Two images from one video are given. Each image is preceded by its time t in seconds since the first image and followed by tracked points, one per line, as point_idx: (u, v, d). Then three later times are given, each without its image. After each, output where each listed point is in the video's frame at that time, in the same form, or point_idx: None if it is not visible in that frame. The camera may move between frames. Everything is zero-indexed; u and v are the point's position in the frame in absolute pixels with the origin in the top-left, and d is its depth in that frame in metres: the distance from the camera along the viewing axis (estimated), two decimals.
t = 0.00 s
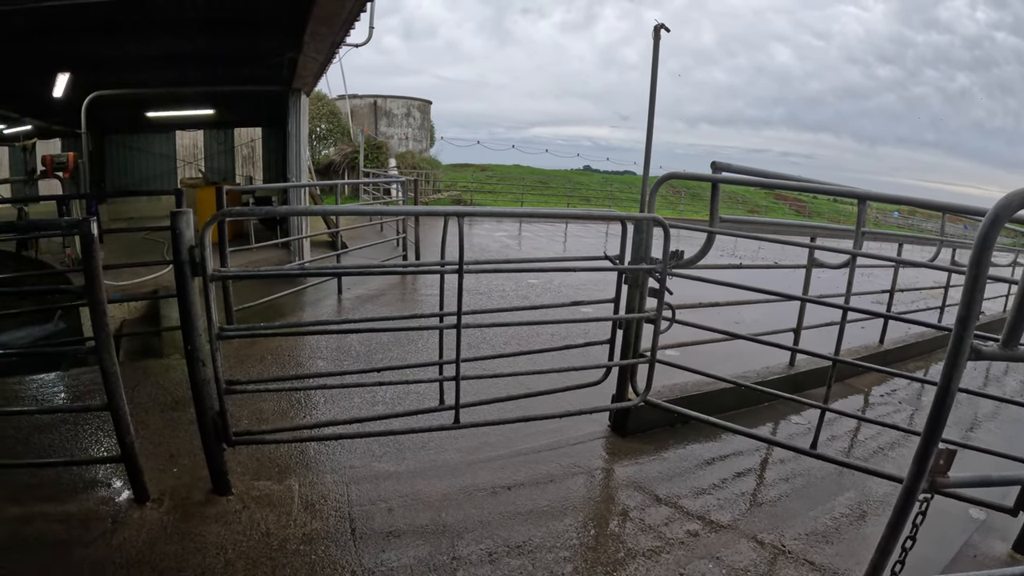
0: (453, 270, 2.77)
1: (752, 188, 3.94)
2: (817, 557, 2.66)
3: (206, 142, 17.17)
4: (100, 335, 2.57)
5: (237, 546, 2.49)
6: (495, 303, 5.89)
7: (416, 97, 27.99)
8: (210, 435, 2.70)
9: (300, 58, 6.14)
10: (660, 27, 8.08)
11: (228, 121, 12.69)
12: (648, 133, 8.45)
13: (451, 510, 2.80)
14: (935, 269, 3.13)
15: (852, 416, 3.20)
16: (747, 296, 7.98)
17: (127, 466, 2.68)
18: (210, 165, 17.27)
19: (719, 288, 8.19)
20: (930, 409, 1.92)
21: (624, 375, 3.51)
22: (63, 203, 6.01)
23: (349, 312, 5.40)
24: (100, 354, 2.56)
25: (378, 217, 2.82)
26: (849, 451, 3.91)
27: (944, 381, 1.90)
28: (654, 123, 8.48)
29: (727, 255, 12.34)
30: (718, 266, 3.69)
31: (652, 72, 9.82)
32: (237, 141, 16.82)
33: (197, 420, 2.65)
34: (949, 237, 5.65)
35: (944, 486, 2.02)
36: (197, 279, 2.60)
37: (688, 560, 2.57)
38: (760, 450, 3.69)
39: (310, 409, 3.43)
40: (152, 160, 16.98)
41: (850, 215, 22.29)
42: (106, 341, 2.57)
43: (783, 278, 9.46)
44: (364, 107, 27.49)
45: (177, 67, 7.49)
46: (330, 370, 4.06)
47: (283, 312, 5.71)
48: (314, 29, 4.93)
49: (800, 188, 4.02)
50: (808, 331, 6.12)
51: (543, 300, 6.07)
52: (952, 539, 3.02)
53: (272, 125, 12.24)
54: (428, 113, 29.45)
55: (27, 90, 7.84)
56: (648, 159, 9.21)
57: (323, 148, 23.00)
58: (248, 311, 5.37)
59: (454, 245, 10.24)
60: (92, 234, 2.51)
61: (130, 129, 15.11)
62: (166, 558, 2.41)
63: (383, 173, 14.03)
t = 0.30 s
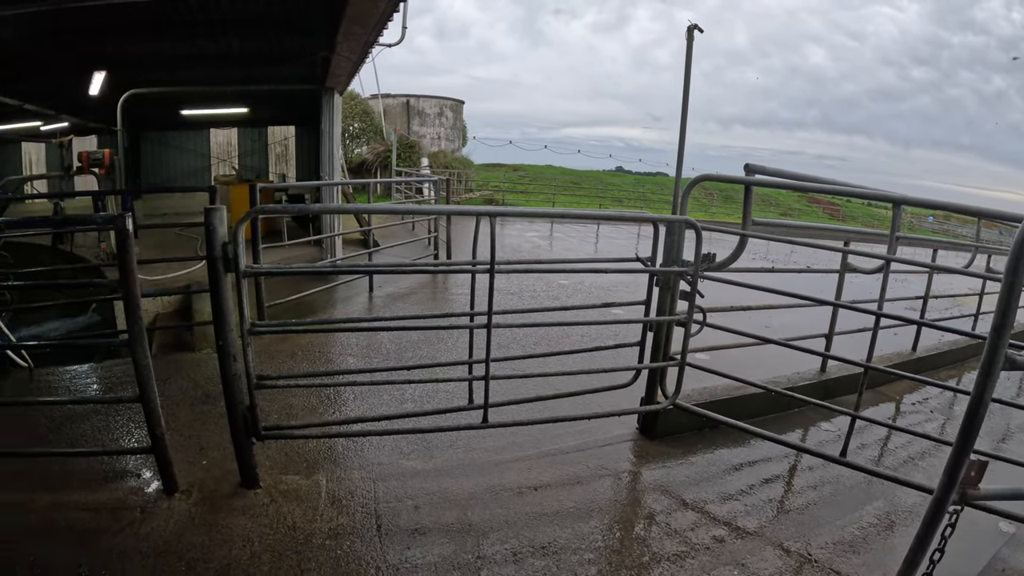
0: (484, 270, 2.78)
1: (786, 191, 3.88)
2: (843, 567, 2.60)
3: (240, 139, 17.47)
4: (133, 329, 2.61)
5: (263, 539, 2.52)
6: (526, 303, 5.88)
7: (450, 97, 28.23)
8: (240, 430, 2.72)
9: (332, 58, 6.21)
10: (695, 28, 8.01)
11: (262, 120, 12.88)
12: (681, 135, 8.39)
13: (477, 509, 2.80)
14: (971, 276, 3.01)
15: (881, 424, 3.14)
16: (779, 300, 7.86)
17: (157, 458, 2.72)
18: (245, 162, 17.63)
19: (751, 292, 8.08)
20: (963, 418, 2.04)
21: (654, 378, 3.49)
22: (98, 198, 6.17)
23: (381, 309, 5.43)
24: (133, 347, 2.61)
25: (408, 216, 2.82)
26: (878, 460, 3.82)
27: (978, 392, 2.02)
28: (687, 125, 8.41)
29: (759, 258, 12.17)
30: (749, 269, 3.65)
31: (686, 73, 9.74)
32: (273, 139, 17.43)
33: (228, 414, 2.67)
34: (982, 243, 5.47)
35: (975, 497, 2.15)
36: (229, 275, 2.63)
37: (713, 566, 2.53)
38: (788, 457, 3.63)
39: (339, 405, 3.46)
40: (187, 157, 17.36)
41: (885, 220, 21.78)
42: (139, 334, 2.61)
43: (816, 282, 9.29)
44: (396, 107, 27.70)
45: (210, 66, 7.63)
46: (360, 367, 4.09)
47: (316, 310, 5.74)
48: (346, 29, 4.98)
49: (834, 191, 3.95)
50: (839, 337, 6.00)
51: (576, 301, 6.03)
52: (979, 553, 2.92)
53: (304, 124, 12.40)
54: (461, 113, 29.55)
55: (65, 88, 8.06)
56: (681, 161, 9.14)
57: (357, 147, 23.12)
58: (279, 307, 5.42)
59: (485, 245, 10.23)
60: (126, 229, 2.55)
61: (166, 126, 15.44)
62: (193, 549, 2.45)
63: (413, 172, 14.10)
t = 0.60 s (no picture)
0: (516, 269, 2.78)
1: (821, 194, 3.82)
2: None
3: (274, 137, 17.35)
4: (167, 323, 2.65)
5: (290, 532, 2.55)
6: (557, 304, 5.86)
7: (484, 97, 28.24)
8: (270, 423, 2.73)
9: (365, 58, 6.27)
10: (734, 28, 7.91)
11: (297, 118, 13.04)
12: (717, 136, 8.29)
13: (504, 509, 2.80)
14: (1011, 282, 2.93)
15: (913, 432, 3.05)
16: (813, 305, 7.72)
17: (187, 449, 2.76)
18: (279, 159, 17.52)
19: (785, 295, 7.95)
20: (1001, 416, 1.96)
21: (684, 381, 3.46)
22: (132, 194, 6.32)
23: (413, 307, 5.46)
24: (167, 340, 2.64)
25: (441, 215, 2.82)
26: (909, 470, 3.73)
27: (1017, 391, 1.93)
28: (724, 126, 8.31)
29: (793, 262, 11.95)
30: (782, 273, 3.60)
31: (724, 73, 9.61)
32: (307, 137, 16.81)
33: (259, 407, 2.69)
34: None
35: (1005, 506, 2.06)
36: (263, 271, 2.65)
37: (740, 572, 2.50)
38: (818, 464, 3.56)
39: (369, 402, 3.47)
40: (221, 154, 17.69)
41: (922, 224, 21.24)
42: (173, 328, 2.64)
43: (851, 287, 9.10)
44: (430, 106, 27.82)
45: (243, 65, 7.77)
46: (391, 364, 4.12)
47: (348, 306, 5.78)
48: (381, 29, 5.01)
49: (870, 195, 3.87)
50: (873, 343, 5.87)
51: (607, 302, 6.00)
52: (1010, 568, 2.84)
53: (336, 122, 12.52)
54: (493, 113, 29.57)
55: (104, 87, 8.28)
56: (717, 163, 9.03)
57: (390, 145, 23.34)
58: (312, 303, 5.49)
59: (517, 245, 10.21)
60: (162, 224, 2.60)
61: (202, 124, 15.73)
62: (221, 540, 2.48)
63: (444, 171, 14.13)
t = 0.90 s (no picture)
0: (545, 270, 2.77)
1: (851, 198, 3.76)
2: None
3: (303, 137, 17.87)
4: (195, 318, 2.67)
5: (313, 527, 2.57)
6: (584, 305, 5.84)
7: (512, 97, 28.29)
8: (296, 420, 2.70)
9: (393, 58, 6.30)
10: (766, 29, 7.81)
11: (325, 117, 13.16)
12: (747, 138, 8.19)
13: (527, 510, 2.80)
14: None
15: (940, 441, 3.06)
16: (841, 310, 7.60)
17: (214, 444, 2.78)
18: (308, 159, 17.90)
19: (813, 300, 7.84)
20: None
21: (710, 385, 3.43)
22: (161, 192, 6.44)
23: (440, 306, 5.48)
24: (195, 335, 2.66)
25: (468, 214, 2.81)
26: (935, 480, 3.66)
27: None
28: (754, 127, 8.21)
29: (821, 266, 11.78)
30: (811, 277, 3.55)
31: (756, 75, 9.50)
32: (335, 137, 17.72)
33: (285, 403, 2.66)
34: None
35: None
36: (291, 269, 2.65)
37: None
38: (844, 472, 3.50)
39: (395, 400, 3.47)
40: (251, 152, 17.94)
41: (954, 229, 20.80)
42: (201, 323, 2.66)
43: (881, 292, 8.94)
44: (458, 106, 27.87)
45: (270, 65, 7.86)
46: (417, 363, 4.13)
47: (374, 305, 5.81)
48: (410, 29, 5.02)
49: (903, 199, 3.80)
50: (901, 350, 5.77)
51: (634, 304, 5.96)
52: None
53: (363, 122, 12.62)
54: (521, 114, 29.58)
55: (135, 86, 8.44)
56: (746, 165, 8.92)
57: (419, 145, 23.49)
58: (340, 301, 5.53)
59: (546, 246, 10.18)
60: (192, 222, 2.63)
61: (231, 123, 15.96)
62: (244, 534, 2.51)
63: (472, 171, 14.17)
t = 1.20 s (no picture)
0: (572, 272, 2.77)
1: (882, 202, 3.69)
2: None
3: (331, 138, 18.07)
4: (223, 317, 2.59)
5: (336, 527, 2.57)
6: (610, 308, 5.80)
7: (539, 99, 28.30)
8: (322, 419, 2.64)
9: (419, 59, 6.33)
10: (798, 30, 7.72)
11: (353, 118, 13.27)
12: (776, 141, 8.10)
13: (550, 513, 2.78)
14: None
15: (969, 451, 3.00)
16: (871, 316, 7.46)
17: (239, 442, 2.72)
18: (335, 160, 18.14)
19: (842, 305, 7.71)
20: None
21: (736, 390, 3.39)
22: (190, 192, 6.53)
23: (467, 308, 5.48)
24: (221, 334, 2.59)
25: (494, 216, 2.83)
26: (963, 490, 3.57)
27: None
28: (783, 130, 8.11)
29: (849, 270, 11.59)
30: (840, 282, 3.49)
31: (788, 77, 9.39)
32: (363, 138, 17.96)
33: (311, 403, 2.58)
34: None
35: None
36: (319, 270, 2.56)
37: None
38: (870, 480, 3.44)
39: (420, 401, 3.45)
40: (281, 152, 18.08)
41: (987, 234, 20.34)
42: (229, 322, 2.58)
43: (912, 299, 8.76)
44: (486, 107, 27.92)
45: (295, 67, 7.94)
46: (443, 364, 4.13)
47: (400, 305, 5.82)
48: (437, 31, 5.04)
49: (936, 204, 3.72)
50: (930, 357, 5.65)
51: (659, 308, 5.91)
52: None
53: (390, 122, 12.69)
54: (547, 115, 29.63)
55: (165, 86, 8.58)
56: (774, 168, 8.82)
57: (446, 146, 23.65)
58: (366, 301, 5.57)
59: (573, 248, 10.16)
60: (220, 221, 2.58)
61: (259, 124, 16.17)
62: (267, 531, 2.52)
63: (499, 171, 14.20)
